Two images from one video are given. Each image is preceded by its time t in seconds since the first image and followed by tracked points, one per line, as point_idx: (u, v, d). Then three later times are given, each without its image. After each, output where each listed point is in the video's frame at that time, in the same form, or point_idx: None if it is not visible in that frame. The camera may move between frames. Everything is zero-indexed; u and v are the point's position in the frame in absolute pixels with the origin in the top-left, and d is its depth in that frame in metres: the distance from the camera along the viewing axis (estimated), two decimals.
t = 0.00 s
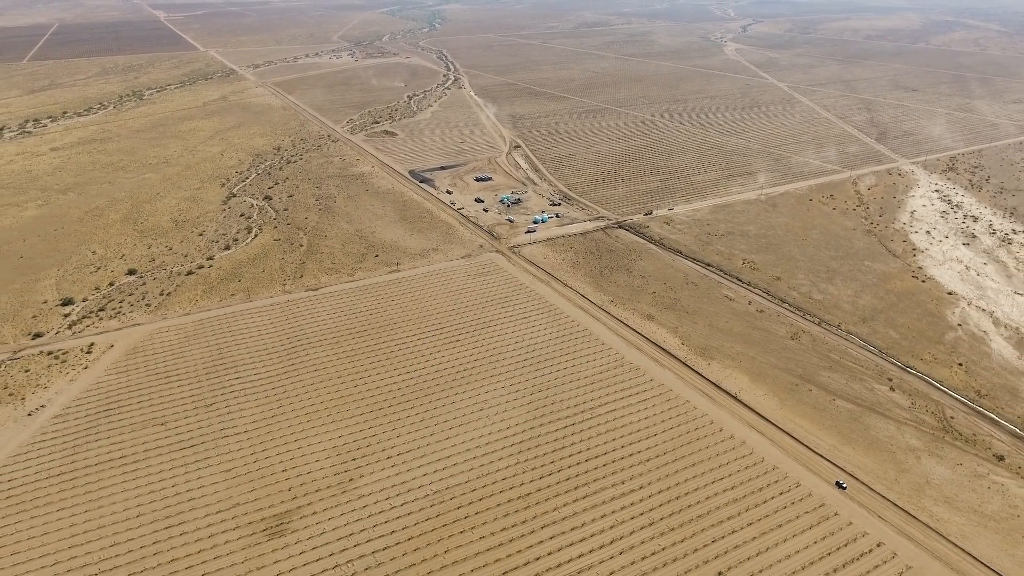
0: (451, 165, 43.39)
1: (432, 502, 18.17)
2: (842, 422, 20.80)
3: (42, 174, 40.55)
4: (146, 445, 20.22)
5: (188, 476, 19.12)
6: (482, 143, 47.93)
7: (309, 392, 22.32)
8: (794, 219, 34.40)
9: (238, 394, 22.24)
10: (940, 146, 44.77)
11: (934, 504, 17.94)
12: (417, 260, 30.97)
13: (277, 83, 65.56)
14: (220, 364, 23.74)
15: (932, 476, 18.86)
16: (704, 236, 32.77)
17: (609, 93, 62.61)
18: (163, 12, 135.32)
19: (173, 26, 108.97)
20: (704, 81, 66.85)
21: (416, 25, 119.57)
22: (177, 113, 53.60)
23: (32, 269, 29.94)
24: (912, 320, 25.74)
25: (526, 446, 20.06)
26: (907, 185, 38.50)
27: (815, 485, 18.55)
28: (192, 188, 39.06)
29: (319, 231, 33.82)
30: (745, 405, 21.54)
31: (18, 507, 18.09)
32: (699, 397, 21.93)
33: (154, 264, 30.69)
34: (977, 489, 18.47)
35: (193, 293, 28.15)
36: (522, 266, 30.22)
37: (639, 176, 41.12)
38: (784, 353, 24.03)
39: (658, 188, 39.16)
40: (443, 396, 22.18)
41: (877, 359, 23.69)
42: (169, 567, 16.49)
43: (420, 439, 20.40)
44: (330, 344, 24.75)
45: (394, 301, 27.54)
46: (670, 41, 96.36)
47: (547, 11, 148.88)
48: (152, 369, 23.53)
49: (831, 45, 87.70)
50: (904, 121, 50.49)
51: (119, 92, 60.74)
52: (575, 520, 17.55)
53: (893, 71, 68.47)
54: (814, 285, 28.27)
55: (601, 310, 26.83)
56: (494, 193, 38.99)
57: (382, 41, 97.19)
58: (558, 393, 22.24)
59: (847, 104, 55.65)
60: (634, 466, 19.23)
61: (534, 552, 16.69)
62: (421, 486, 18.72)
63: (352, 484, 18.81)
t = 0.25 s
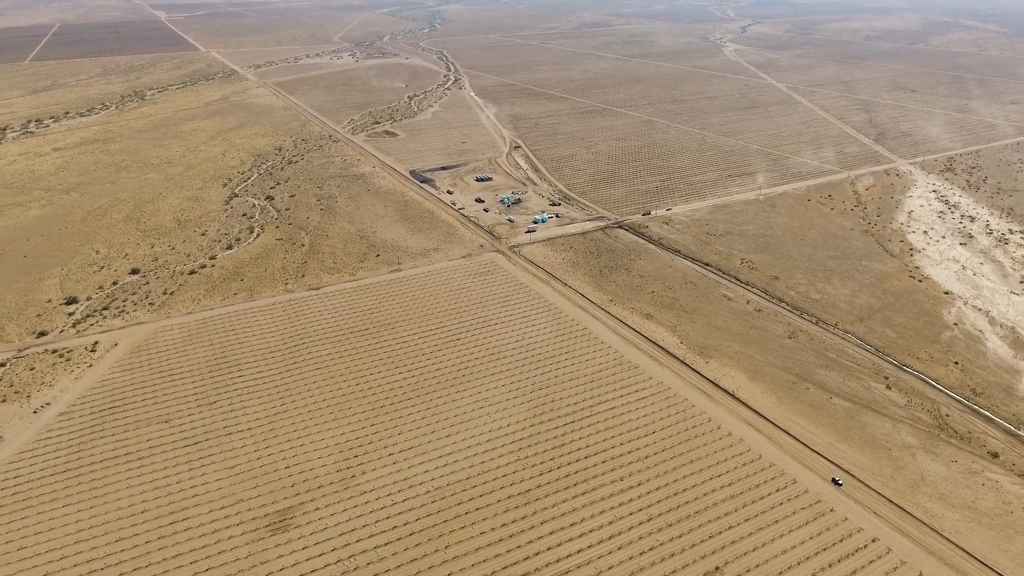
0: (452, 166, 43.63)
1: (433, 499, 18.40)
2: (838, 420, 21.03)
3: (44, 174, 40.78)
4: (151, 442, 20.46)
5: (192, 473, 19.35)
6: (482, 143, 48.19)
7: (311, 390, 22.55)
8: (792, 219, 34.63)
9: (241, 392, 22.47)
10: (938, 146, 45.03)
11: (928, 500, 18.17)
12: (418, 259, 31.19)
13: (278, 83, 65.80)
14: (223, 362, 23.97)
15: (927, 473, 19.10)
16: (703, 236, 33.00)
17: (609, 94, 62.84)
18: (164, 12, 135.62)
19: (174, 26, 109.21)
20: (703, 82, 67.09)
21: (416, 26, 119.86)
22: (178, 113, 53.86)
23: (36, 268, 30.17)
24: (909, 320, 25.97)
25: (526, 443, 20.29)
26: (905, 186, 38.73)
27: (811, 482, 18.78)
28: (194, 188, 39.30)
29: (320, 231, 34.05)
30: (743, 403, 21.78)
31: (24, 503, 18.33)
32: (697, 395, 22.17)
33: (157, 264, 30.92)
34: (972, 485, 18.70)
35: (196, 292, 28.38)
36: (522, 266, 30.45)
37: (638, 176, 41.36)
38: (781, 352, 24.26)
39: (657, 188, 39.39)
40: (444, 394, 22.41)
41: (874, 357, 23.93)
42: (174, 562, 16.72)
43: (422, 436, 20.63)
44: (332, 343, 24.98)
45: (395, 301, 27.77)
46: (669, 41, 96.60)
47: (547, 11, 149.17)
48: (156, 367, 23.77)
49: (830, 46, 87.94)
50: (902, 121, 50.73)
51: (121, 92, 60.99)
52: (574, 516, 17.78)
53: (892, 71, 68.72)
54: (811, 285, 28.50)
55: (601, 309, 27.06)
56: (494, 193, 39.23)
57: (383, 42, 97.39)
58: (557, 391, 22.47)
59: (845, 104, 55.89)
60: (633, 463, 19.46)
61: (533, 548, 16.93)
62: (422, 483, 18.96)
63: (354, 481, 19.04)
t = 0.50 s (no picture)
0: (452, 166, 43.91)
1: (435, 495, 18.67)
2: (835, 417, 21.29)
3: (48, 174, 41.06)
4: (156, 439, 20.74)
5: (196, 469, 19.62)
6: (482, 144, 48.47)
7: (314, 388, 22.82)
8: (790, 219, 34.89)
9: (244, 390, 22.74)
10: (935, 147, 45.30)
11: (923, 496, 18.43)
12: (419, 259, 31.47)
13: (279, 84, 66.09)
14: (227, 360, 24.25)
15: (922, 469, 19.35)
16: (702, 236, 33.26)
17: (609, 94, 63.11)
18: (166, 13, 135.98)
19: (176, 27, 109.55)
20: (702, 82, 67.38)
21: (416, 26, 120.23)
22: (180, 114, 54.17)
23: (40, 268, 30.46)
24: (905, 318, 26.23)
25: (526, 440, 20.57)
26: (902, 186, 38.99)
27: (807, 478, 19.04)
28: (197, 188, 39.58)
29: (322, 231, 34.32)
30: (740, 400, 22.05)
31: (31, 498, 18.60)
32: (695, 393, 22.44)
33: (160, 263, 31.20)
34: (966, 481, 18.96)
35: (199, 292, 28.67)
36: (522, 265, 30.75)
37: (638, 176, 41.63)
38: (779, 350, 24.53)
39: (656, 189, 39.65)
40: (445, 392, 22.69)
41: (870, 356, 24.19)
42: (180, 556, 16.99)
43: (423, 433, 20.92)
44: (334, 342, 25.25)
45: (396, 300, 28.04)
46: (669, 42, 96.88)
47: (547, 12, 149.59)
48: (160, 365, 24.04)
49: (829, 46, 88.19)
50: (900, 122, 50.98)
51: (123, 93, 61.29)
52: (574, 512, 18.04)
53: (890, 72, 68.99)
54: (809, 284, 28.78)
55: (600, 308, 27.35)
56: (494, 193, 39.51)
57: (383, 43, 97.69)
58: (557, 388, 22.75)
59: (844, 105, 56.15)
60: (631, 459, 19.73)
61: (534, 542, 17.19)
62: (424, 479, 19.22)
63: (357, 477, 19.32)
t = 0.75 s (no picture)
0: (453, 167, 44.17)
1: (436, 491, 18.92)
2: (831, 415, 21.53)
3: (51, 175, 41.34)
4: (160, 436, 21.00)
5: (200, 466, 19.86)
6: (483, 144, 48.72)
7: (316, 386, 23.08)
8: (789, 219, 35.13)
9: (248, 389, 23.00)
10: (933, 147, 45.53)
11: (918, 493, 18.66)
12: (420, 259, 31.72)
13: (281, 85, 66.41)
14: (230, 359, 24.50)
15: (917, 466, 19.58)
16: (700, 236, 33.50)
17: (609, 95, 63.37)
18: (167, 14, 136.27)
19: (177, 28, 109.93)
20: (702, 83, 67.63)
21: (417, 27, 120.63)
22: (183, 115, 54.48)
23: (44, 267, 30.72)
24: (902, 317, 26.46)
25: (526, 438, 20.81)
26: (900, 186, 39.22)
27: (804, 475, 19.28)
28: (199, 188, 39.85)
29: (324, 231, 34.58)
30: (738, 398, 22.29)
31: (38, 495, 18.85)
32: (693, 391, 22.67)
33: (163, 263, 31.46)
34: (961, 478, 19.19)
35: (202, 291, 28.92)
36: (522, 265, 30.99)
37: (637, 177, 41.87)
38: (776, 349, 24.76)
39: (656, 189, 39.90)
40: (446, 390, 22.93)
41: (867, 354, 24.43)
42: (185, 551, 17.23)
43: (424, 431, 21.16)
44: (336, 341, 25.49)
45: (397, 299, 28.28)
46: (669, 43, 97.16)
47: (547, 13, 149.96)
48: (164, 364, 24.30)
49: (829, 47, 88.44)
50: (899, 122, 51.22)
51: (125, 94, 61.60)
52: (573, 508, 18.28)
53: (889, 73, 69.23)
54: (806, 283, 29.02)
55: (600, 307, 27.59)
56: (495, 193, 39.75)
57: (384, 44, 98.03)
58: (557, 387, 22.98)
59: (843, 105, 56.40)
60: (630, 456, 19.98)
61: (533, 538, 17.43)
62: (425, 476, 19.47)
63: (359, 474, 19.56)
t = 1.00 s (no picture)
0: (454, 167, 44.45)
1: (437, 487, 19.18)
2: (828, 413, 21.79)
3: (54, 174, 41.60)
4: (165, 433, 21.26)
5: (205, 462, 20.14)
6: (483, 145, 48.99)
7: (318, 384, 23.34)
8: (787, 219, 35.40)
9: (251, 386, 23.25)
10: (931, 148, 45.80)
11: (912, 489, 18.92)
12: (421, 258, 31.98)
13: (282, 85, 66.71)
14: (233, 357, 24.76)
15: (912, 463, 19.85)
16: (699, 236, 33.77)
17: (608, 96, 63.66)
18: (168, 14, 136.63)
19: (179, 28, 110.22)
20: (701, 84, 67.93)
21: (418, 28, 120.98)
22: (184, 115, 54.74)
23: (49, 267, 30.99)
24: (899, 317, 26.73)
25: (526, 435, 21.07)
26: (897, 187, 39.50)
27: (800, 471, 19.55)
28: (202, 188, 40.12)
29: (326, 230, 34.85)
30: (735, 396, 22.56)
31: (44, 491, 19.11)
32: (691, 389, 22.94)
33: (167, 263, 31.72)
34: (955, 475, 19.45)
35: (205, 290, 29.17)
36: (522, 264, 31.27)
37: (636, 177, 42.15)
38: (774, 348, 25.02)
39: (655, 189, 40.17)
40: (447, 388, 23.20)
41: (863, 353, 24.69)
42: (189, 546, 17.48)
43: (425, 428, 21.42)
44: (338, 340, 25.76)
45: (399, 298, 28.55)
46: (669, 44, 97.47)
47: (547, 14, 150.37)
48: (168, 362, 24.57)
49: (828, 48, 88.77)
50: (897, 123, 51.51)
51: (127, 94, 61.88)
52: (572, 504, 18.55)
53: (888, 74, 69.53)
54: (804, 283, 29.29)
55: (599, 307, 27.85)
56: (495, 193, 40.01)
57: (385, 44, 98.37)
58: (557, 385, 23.25)
59: (841, 106, 56.70)
60: (628, 453, 20.24)
61: (533, 533, 17.69)
62: (426, 472, 19.73)
63: (361, 470, 19.82)
